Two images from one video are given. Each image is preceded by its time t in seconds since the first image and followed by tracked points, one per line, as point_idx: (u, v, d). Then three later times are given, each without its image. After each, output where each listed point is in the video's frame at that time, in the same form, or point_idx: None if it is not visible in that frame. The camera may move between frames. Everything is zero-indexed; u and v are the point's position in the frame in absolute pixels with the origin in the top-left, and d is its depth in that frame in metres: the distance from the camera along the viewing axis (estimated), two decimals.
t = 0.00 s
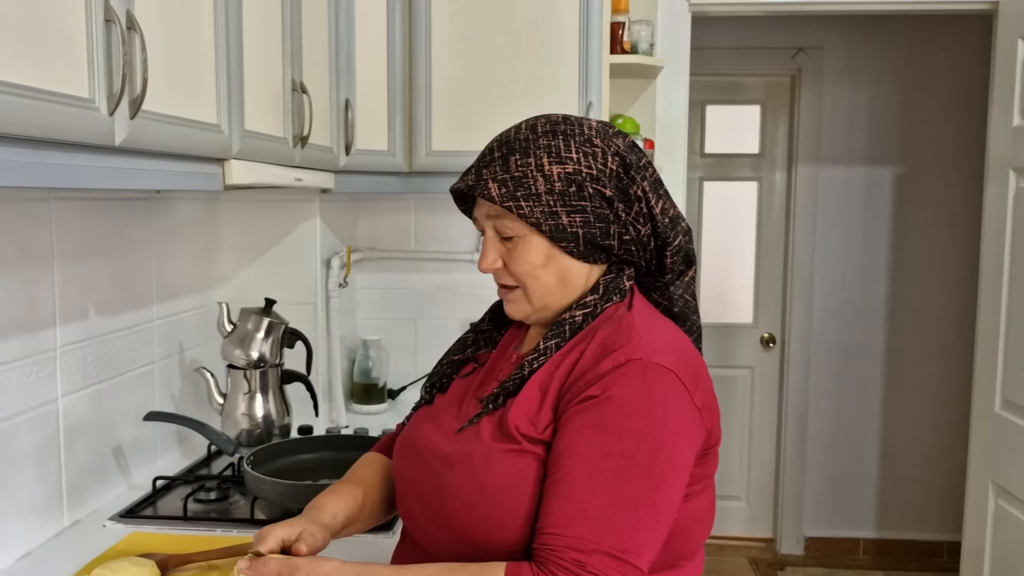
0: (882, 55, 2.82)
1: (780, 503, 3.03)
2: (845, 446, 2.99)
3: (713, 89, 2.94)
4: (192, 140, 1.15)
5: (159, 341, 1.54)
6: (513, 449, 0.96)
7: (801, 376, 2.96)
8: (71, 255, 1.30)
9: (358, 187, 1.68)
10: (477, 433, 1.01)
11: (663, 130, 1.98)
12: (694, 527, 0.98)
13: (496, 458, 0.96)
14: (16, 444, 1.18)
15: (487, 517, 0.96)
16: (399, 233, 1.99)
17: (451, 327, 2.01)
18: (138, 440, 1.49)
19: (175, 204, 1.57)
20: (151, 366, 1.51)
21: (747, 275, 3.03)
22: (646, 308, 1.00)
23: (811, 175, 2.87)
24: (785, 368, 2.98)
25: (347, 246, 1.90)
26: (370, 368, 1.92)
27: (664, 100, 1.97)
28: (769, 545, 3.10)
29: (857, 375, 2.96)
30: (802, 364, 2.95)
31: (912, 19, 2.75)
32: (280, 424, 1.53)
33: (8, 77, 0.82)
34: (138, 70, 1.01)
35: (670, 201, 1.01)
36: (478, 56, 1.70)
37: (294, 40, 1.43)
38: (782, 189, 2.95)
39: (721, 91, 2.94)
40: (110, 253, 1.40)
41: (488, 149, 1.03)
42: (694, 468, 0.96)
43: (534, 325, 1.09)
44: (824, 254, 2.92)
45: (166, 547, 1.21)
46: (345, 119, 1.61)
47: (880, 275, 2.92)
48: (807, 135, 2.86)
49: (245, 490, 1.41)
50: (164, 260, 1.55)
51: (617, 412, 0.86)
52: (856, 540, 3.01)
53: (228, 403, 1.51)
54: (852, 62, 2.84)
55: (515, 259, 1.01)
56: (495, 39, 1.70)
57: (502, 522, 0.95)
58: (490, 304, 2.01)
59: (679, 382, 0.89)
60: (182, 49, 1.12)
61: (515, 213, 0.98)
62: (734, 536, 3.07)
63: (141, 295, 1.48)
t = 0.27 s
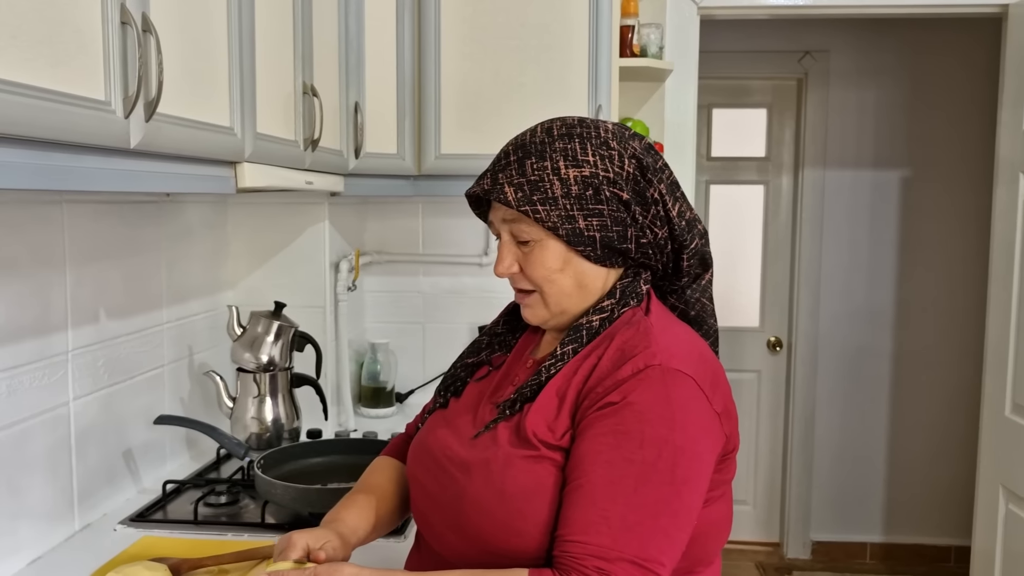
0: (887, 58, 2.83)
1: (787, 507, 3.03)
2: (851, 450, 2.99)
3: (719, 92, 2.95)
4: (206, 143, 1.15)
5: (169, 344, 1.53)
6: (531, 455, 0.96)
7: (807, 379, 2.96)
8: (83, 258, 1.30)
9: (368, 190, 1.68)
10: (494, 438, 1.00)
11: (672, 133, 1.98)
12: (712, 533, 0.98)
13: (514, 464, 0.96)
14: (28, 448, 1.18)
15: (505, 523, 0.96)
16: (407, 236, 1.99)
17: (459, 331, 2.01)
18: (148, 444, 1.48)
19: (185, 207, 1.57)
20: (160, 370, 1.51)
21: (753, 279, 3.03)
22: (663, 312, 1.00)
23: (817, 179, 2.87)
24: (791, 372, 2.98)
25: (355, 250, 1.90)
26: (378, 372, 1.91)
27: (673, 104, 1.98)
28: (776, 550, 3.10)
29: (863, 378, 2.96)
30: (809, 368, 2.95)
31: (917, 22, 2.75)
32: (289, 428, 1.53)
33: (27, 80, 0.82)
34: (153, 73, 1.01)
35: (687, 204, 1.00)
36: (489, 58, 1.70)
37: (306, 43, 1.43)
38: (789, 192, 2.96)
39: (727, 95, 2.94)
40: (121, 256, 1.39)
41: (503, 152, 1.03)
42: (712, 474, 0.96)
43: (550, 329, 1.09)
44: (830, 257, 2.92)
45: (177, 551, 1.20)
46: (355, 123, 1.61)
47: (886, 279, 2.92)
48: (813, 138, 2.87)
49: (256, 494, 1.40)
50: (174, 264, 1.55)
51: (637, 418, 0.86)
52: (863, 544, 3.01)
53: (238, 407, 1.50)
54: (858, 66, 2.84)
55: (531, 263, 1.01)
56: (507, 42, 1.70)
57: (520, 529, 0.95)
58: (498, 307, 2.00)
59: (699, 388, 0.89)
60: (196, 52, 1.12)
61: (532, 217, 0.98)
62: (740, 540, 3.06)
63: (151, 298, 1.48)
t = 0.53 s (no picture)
0: (892, 63, 2.83)
1: (791, 511, 3.02)
2: (855, 453, 2.99)
3: (723, 96, 2.95)
4: (215, 148, 1.15)
5: (176, 347, 1.53)
6: (542, 460, 0.96)
7: (811, 383, 2.96)
8: (91, 262, 1.30)
9: (375, 194, 1.68)
10: (505, 443, 1.01)
11: (677, 137, 1.99)
12: (723, 540, 0.98)
13: (525, 469, 0.96)
14: (37, 451, 1.18)
15: (516, 528, 0.96)
16: (413, 240, 1.99)
17: (465, 334, 2.01)
18: (155, 447, 1.49)
19: (192, 211, 1.57)
20: (167, 372, 1.51)
21: (758, 283, 3.03)
22: (674, 317, 1.01)
23: (822, 183, 2.88)
24: (796, 376, 2.98)
25: (362, 254, 1.90)
26: (383, 376, 1.91)
27: (679, 108, 1.99)
28: (781, 554, 3.09)
29: (867, 382, 2.96)
30: (813, 372, 2.95)
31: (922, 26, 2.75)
32: (295, 431, 1.53)
33: (40, 85, 0.83)
34: (164, 77, 1.01)
35: (697, 207, 1.00)
36: (496, 62, 1.71)
37: (314, 48, 1.43)
38: (793, 196, 2.96)
39: (732, 99, 2.95)
40: (129, 258, 1.40)
41: (514, 156, 1.03)
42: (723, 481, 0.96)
43: (560, 333, 1.09)
44: (835, 261, 2.92)
45: (184, 555, 1.20)
46: (361, 127, 1.61)
47: (890, 283, 2.92)
48: (818, 142, 2.87)
49: (263, 497, 1.41)
50: (181, 267, 1.55)
51: (650, 422, 0.86)
52: (868, 548, 3.01)
53: (245, 410, 1.51)
54: (862, 69, 2.85)
55: (543, 268, 1.01)
56: (514, 46, 1.70)
57: (531, 534, 0.95)
58: (504, 311, 2.00)
59: (711, 394, 0.90)
60: (206, 57, 1.12)
61: (543, 221, 0.98)
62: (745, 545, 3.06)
63: (158, 301, 1.48)
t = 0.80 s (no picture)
0: (895, 67, 2.83)
1: (795, 515, 3.02)
2: (859, 457, 2.99)
3: (727, 100, 2.96)
4: (222, 152, 1.15)
5: (181, 351, 1.54)
6: (547, 462, 0.96)
7: (814, 387, 2.96)
8: (97, 265, 1.31)
9: (379, 199, 1.69)
10: (511, 445, 1.01)
11: (681, 141, 2.00)
12: (726, 543, 0.98)
13: (530, 472, 0.97)
14: (44, 454, 1.19)
15: (520, 529, 0.96)
16: (417, 244, 2.00)
17: (469, 338, 2.02)
18: (160, 450, 1.49)
19: (197, 214, 1.58)
20: (173, 375, 1.51)
21: (760, 287, 3.03)
22: (681, 322, 1.01)
23: (825, 187, 2.88)
24: (799, 380, 2.98)
25: (366, 257, 1.91)
26: (388, 379, 1.91)
27: (683, 112, 2.00)
28: (784, 558, 3.09)
29: (871, 386, 2.96)
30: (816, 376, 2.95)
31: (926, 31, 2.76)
32: (300, 435, 1.53)
33: (50, 91, 0.83)
34: (172, 83, 1.02)
35: (704, 213, 1.01)
36: (501, 66, 1.71)
37: (320, 53, 1.44)
38: (797, 200, 2.96)
39: (735, 103, 2.95)
40: (135, 262, 1.40)
41: (522, 161, 1.03)
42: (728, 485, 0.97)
43: (567, 337, 1.09)
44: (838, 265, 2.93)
45: (190, 558, 1.21)
46: (367, 131, 1.62)
47: (894, 287, 2.92)
48: (821, 146, 2.87)
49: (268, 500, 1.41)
50: (187, 270, 1.56)
51: (654, 426, 0.86)
52: (871, 552, 3.01)
53: (250, 413, 1.51)
54: (866, 74, 2.85)
55: (551, 273, 1.02)
56: (519, 50, 1.71)
57: (535, 536, 0.95)
58: (508, 314, 2.01)
59: (716, 398, 0.90)
60: (213, 62, 1.13)
61: (551, 227, 0.98)
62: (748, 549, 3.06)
63: (163, 305, 1.48)
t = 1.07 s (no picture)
0: (899, 72, 2.83)
1: (797, 520, 3.02)
2: (862, 462, 2.99)
3: (731, 104, 2.96)
4: (226, 154, 1.16)
5: (185, 352, 1.55)
6: (547, 464, 0.97)
7: (817, 391, 2.96)
8: (102, 267, 1.31)
9: (383, 201, 1.69)
10: (511, 447, 1.01)
11: (684, 144, 2.00)
12: (727, 546, 0.98)
13: (531, 474, 0.97)
14: (48, 454, 1.19)
15: (520, 531, 0.96)
16: (420, 246, 2.00)
17: (472, 340, 2.02)
18: (164, 451, 1.50)
19: (201, 217, 1.59)
20: (177, 377, 1.52)
21: (763, 291, 3.03)
22: (682, 324, 1.01)
23: (829, 191, 2.88)
24: (802, 384, 2.98)
25: (369, 260, 1.91)
26: (390, 381, 1.91)
27: (686, 116, 2.00)
28: (786, 562, 3.09)
29: (874, 391, 2.96)
30: (819, 380, 2.95)
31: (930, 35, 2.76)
32: (303, 436, 1.54)
33: (56, 93, 0.84)
34: (177, 86, 1.02)
35: (705, 216, 1.01)
36: (504, 70, 1.72)
37: (325, 56, 1.45)
38: (800, 205, 2.96)
39: (739, 107, 2.95)
40: (140, 264, 1.41)
41: (524, 165, 1.04)
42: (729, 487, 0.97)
43: (568, 339, 1.09)
44: (841, 269, 2.92)
45: (192, 558, 1.21)
46: (371, 134, 1.62)
47: (897, 291, 2.92)
48: (825, 150, 2.87)
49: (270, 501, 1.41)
50: (191, 272, 1.56)
51: (654, 429, 0.87)
52: (874, 557, 3.00)
53: (253, 415, 1.52)
54: (870, 78, 2.85)
55: (552, 275, 1.02)
56: (522, 53, 1.71)
57: (535, 537, 0.95)
58: (511, 317, 2.01)
59: (716, 401, 0.90)
60: (218, 65, 1.13)
61: (552, 229, 0.99)
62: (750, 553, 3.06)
63: (167, 306, 1.49)
